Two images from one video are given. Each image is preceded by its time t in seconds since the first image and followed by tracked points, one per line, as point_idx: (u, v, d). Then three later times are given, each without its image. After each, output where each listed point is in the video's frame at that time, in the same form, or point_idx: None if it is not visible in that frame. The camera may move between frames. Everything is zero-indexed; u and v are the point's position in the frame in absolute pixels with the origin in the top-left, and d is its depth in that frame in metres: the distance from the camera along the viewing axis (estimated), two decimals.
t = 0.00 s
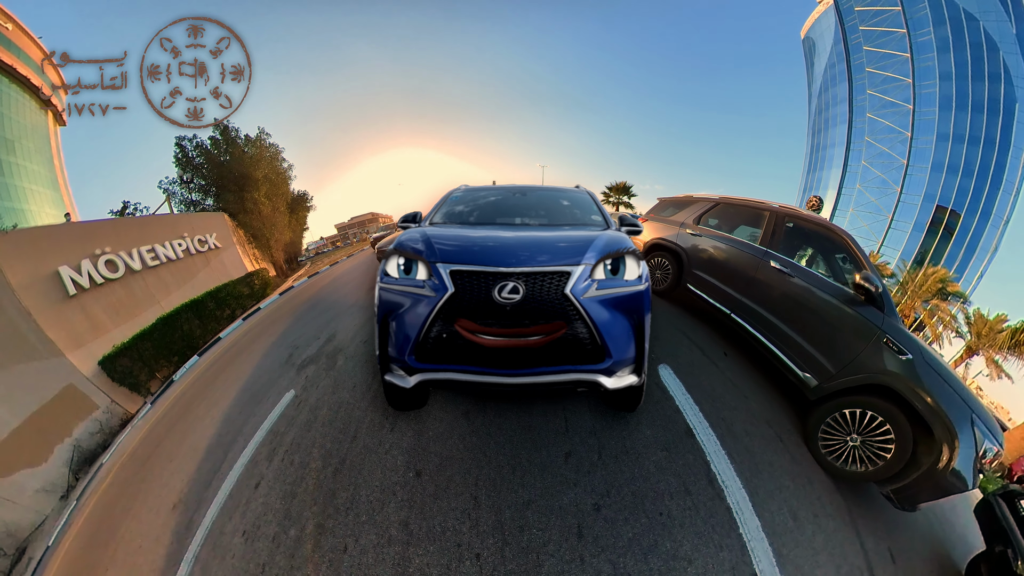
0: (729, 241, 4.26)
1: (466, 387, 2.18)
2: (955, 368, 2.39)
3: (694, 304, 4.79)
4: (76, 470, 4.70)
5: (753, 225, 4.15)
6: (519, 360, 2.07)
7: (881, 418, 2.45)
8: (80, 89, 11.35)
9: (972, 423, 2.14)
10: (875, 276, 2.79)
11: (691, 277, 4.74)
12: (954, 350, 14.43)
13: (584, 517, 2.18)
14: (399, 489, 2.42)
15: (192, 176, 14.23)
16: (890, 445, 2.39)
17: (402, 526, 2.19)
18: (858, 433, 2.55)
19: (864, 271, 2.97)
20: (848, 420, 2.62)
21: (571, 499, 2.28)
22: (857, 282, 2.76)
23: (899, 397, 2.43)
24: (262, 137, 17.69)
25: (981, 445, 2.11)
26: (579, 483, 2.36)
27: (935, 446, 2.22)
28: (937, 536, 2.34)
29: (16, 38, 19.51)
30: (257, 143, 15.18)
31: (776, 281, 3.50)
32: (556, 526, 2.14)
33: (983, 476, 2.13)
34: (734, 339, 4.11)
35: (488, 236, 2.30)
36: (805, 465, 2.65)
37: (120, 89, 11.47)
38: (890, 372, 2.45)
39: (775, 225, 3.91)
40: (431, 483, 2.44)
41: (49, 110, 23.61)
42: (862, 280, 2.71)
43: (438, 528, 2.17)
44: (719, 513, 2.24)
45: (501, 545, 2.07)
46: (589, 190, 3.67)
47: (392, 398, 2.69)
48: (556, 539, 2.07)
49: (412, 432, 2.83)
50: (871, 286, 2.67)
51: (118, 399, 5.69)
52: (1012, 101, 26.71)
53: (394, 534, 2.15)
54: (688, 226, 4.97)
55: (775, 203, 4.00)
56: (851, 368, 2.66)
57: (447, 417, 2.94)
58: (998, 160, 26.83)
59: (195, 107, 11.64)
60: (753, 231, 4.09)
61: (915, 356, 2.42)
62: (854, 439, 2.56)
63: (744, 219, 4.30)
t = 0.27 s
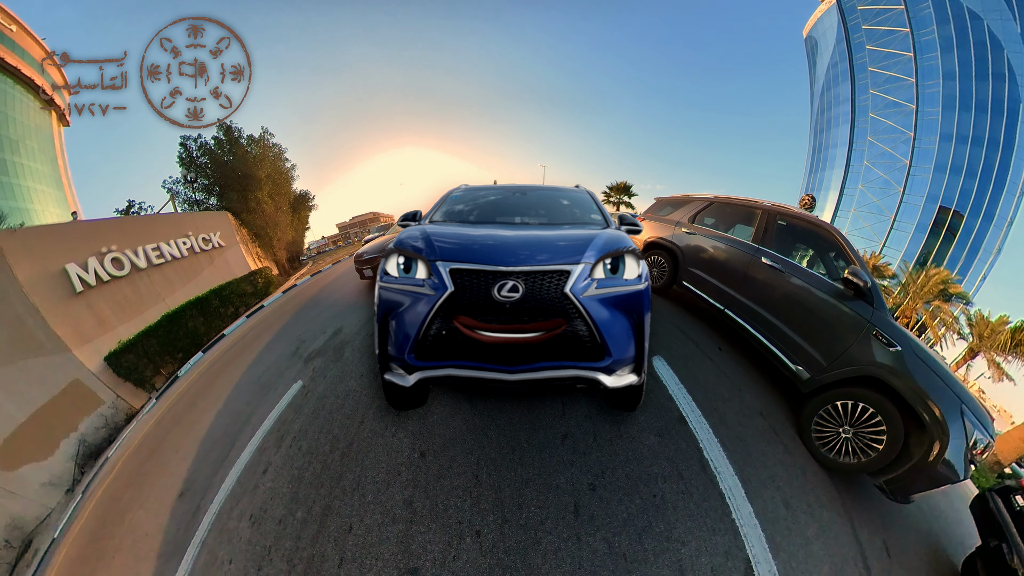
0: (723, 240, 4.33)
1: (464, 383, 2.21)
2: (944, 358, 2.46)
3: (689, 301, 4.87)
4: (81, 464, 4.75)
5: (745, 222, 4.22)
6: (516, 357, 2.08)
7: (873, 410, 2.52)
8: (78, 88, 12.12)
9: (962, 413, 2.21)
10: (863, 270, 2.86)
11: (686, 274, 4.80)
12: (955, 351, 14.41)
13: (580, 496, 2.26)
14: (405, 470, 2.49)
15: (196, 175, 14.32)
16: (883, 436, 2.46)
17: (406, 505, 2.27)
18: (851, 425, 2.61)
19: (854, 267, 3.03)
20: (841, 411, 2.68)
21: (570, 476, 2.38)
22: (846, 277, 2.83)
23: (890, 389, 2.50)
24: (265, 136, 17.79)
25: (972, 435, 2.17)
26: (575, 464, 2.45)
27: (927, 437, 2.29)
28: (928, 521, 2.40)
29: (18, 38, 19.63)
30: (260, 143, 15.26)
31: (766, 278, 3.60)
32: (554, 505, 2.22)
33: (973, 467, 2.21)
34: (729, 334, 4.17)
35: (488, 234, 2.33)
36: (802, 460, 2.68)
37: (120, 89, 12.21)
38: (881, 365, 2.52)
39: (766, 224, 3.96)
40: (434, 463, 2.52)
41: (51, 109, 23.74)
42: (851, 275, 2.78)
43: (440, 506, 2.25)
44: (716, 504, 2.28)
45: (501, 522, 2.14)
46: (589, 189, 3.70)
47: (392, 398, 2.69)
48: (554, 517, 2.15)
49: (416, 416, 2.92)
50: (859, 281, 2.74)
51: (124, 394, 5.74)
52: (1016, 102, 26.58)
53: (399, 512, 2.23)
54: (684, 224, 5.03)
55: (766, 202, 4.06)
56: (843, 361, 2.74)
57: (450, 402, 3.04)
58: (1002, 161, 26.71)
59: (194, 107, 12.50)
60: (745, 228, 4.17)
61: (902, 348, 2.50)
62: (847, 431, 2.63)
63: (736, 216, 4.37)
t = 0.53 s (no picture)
0: (714, 236, 4.40)
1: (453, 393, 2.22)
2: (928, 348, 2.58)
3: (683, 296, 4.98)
4: (85, 461, 4.80)
5: (735, 220, 4.28)
6: (514, 372, 2.11)
7: (862, 398, 2.63)
8: (80, 90, 10.75)
9: (947, 401, 2.32)
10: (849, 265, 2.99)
11: (679, 270, 4.89)
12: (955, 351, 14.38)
13: (577, 471, 2.40)
14: (411, 448, 2.64)
15: (198, 175, 14.36)
16: (871, 424, 2.56)
17: (411, 481, 2.41)
18: (841, 413, 2.72)
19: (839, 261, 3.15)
20: (830, 401, 2.79)
21: (569, 461, 2.47)
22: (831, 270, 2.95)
23: (878, 378, 2.62)
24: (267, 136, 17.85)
25: (957, 422, 2.28)
26: (572, 442, 2.59)
27: (913, 424, 2.39)
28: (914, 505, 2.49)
29: (18, 39, 19.74)
30: (262, 144, 15.31)
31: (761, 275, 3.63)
32: (552, 479, 2.36)
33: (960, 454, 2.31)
34: (724, 330, 4.25)
35: (484, 245, 2.33)
36: (797, 452, 2.73)
37: (117, 89, 10.96)
38: (868, 354, 2.64)
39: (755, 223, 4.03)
40: (438, 441, 2.67)
41: (51, 110, 23.78)
42: (837, 267, 2.90)
43: (446, 480, 2.39)
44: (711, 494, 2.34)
45: (501, 495, 2.28)
46: (586, 198, 3.71)
47: (388, 395, 2.65)
48: (553, 491, 2.29)
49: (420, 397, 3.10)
50: (844, 273, 2.86)
51: (128, 392, 5.78)
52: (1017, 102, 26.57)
53: (404, 488, 2.37)
54: (677, 223, 5.10)
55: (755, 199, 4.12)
56: (831, 351, 2.86)
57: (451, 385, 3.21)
58: (1003, 161, 26.68)
59: (195, 107, 11.21)
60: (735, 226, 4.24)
61: (887, 337, 2.63)
62: (836, 419, 2.73)
63: (726, 214, 4.43)
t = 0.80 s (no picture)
0: (704, 233, 4.46)
1: (461, 391, 2.28)
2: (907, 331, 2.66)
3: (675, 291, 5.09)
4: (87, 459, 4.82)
5: (723, 218, 4.34)
6: (512, 368, 2.15)
7: (847, 383, 2.71)
8: (80, 88, 12.16)
9: (926, 381, 2.41)
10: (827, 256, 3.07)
11: (671, 266, 4.98)
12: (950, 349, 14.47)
13: (572, 444, 2.58)
14: (418, 424, 2.86)
15: (198, 175, 14.37)
16: (855, 407, 2.65)
17: (418, 455, 2.60)
18: (827, 398, 2.81)
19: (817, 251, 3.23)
20: (815, 385, 2.88)
21: (566, 442, 2.61)
22: (811, 262, 3.00)
23: (860, 362, 2.71)
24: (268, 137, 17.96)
25: (937, 402, 2.36)
26: (567, 417, 2.79)
27: (897, 406, 2.48)
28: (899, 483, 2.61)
29: (16, 39, 19.78)
30: (263, 144, 15.34)
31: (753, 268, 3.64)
32: (549, 452, 2.54)
33: (943, 435, 2.38)
34: (714, 322, 4.37)
35: (487, 241, 2.37)
36: (792, 444, 2.78)
37: (120, 89, 12.21)
38: (850, 340, 2.72)
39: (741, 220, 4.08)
40: (442, 419, 2.87)
41: (49, 110, 23.75)
42: (815, 259, 2.95)
43: (451, 453, 2.58)
44: (708, 483, 2.39)
45: (502, 465, 2.47)
46: (589, 193, 3.74)
47: (394, 400, 2.69)
48: (550, 462, 2.47)
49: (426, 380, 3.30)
50: (823, 264, 2.91)
51: (130, 391, 5.78)
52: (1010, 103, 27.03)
53: (411, 462, 2.56)
54: (668, 220, 5.19)
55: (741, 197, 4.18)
56: (815, 338, 2.94)
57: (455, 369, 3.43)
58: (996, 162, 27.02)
59: (195, 108, 11.95)
60: (722, 223, 4.31)
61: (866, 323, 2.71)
62: (822, 404, 2.83)
63: (715, 212, 4.51)
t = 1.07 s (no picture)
0: (693, 231, 4.65)
1: (470, 395, 2.29)
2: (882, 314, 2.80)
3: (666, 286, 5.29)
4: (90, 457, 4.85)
5: (708, 215, 4.53)
6: (519, 369, 2.17)
7: (828, 365, 2.84)
8: (80, 88, 12.18)
9: (902, 360, 2.54)
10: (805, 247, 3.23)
11: (662, 262, 5.20)
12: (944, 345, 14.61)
13: (566, 419, 2.80)
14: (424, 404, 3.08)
15: (198, 175, 14.36)
16: (837, 387, 2.77)
17: (425, 430, 2.82)
18: (811, 380, 2.93)
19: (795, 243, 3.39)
20: (800, 369, 3.02)
21: (560, 419, 2.81)
22: (789, 252, 3.20)
23: (839, 344, 2.85)
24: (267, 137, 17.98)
25: (914, 379, 2.48)
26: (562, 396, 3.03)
27: (875, 384, 2.60)
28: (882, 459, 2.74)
29: (13, 38, 19.75)
30: (263, 143, 15.33)
31: (736, 261, 3.85)
32: (545, 426, 2.77)
33: (923, 412, 2.49)
34: (703, 314, 4.55)
35: (488, 240, 2.40)
36: (786, 431, 2.84)
37: (121, 90, 12.26)
38: (830, 323, 2.87)
39: (725, 216, 4.27)
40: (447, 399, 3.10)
41: (46, 110, 23.69)
42: (793, 250, 3.15)
43: (456, 428, 2.81)
44: (705, 471, 2.44)
45: (503, 437, 2.70)
46: (589, 191, 3.78)
47: (393, 400, 2.70)
48: (546, 434, 2.70)
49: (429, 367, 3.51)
50: (800, 254, 3.09)
51: (132, 389, 5.81)
52: (1004, 103, 27.26)
53: (418, 437, 2.77)
54: (659, 219, 5.48)
55: (725, 195, 4.36)
56: (797, 324, 3.10)
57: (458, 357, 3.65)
58: (990, 161, 27.25)
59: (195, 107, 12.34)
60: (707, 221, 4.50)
61: (842, 308, 2.86)
62: (807, 386, 2.95)
63: (700, 211, 4.71)
